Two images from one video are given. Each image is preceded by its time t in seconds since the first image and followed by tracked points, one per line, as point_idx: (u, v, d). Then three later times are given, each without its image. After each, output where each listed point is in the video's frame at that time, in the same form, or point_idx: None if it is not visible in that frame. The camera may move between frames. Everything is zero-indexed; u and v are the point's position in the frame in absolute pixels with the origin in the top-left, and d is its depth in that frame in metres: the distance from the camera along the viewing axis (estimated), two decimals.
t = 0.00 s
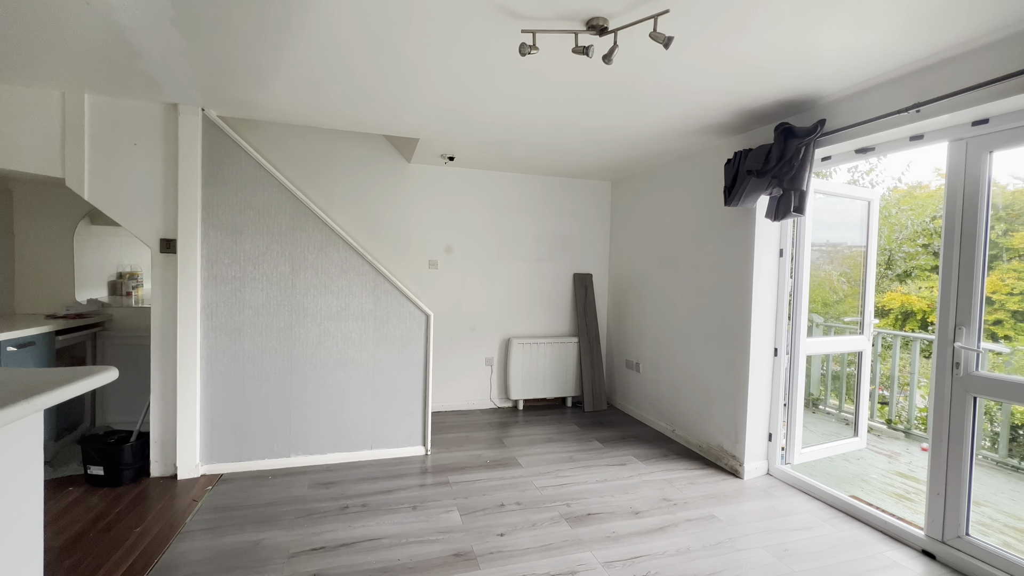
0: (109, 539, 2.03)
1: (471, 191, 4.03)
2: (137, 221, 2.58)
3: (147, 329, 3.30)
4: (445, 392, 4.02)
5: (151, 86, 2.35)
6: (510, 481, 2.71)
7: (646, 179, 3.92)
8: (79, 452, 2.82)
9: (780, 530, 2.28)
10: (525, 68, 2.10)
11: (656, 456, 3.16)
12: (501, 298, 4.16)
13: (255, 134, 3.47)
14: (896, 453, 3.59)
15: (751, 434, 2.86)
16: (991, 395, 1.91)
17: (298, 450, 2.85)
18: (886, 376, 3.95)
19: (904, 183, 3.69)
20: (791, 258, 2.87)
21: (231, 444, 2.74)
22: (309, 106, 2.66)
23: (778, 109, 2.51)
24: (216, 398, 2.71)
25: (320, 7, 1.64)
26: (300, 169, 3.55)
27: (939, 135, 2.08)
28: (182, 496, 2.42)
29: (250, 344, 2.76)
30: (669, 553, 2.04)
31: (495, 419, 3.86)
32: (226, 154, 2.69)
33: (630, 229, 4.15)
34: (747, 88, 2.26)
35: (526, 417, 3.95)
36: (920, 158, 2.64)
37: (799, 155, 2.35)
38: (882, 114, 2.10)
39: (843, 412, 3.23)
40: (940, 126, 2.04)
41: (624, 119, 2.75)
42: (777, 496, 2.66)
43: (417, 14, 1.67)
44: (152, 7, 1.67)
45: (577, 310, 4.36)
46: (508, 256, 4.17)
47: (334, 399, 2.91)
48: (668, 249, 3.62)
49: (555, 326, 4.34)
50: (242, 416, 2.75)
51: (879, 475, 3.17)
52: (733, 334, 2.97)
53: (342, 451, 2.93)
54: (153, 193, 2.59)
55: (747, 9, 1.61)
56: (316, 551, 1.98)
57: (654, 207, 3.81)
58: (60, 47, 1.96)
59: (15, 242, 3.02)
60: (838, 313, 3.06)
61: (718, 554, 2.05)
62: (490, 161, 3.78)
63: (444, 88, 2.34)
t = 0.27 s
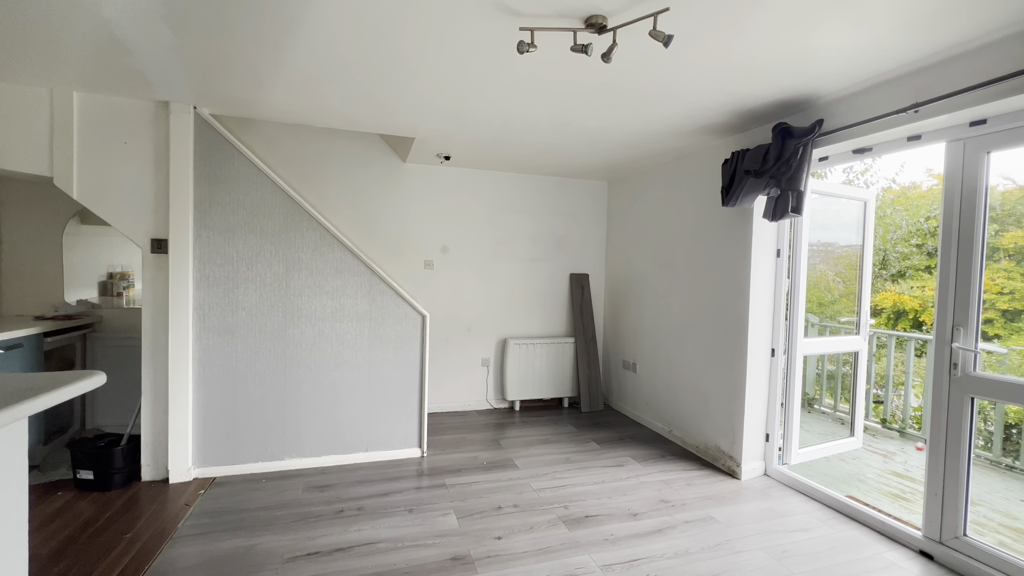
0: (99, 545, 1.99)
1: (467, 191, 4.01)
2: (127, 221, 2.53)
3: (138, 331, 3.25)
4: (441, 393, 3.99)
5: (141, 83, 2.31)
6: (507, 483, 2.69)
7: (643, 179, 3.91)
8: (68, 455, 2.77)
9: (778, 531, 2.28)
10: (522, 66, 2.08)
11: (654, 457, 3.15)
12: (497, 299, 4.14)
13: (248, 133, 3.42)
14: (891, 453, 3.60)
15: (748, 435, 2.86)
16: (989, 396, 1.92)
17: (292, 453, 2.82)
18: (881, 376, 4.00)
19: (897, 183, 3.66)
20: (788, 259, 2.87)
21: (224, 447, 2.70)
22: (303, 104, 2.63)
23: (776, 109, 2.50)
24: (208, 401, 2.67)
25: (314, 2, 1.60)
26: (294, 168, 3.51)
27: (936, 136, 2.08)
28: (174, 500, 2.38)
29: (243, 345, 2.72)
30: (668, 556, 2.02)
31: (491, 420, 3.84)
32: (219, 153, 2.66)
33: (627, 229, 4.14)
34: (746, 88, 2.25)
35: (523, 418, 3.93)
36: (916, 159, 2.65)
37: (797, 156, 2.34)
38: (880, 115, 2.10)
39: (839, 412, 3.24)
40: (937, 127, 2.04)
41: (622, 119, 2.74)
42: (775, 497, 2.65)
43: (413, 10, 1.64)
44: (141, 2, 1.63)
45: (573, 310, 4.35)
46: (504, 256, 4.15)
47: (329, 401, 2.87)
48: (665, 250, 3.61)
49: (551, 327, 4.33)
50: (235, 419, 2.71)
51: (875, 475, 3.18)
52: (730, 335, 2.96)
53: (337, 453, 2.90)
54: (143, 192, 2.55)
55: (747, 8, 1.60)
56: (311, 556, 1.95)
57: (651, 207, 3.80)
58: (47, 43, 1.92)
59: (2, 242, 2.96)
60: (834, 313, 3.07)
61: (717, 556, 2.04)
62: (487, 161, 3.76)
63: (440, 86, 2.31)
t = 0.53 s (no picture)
0: (85, 552, 1.95)
1: (462, 190, 3.98)
2: (114, 220, 2.48)
3: (126, 332, 3.19)
4: (435, 394, 3.96)
5: (128, 79, 2.26)
6: (502, 484, 2.66)
7: (638, 179, 3.91)
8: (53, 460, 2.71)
9: (774, 532, 2.28)
10: (518, 64, 2.06)
11: (649, 458, 3.14)
12: (493, 299, 4.12)
13: (239, 131, 3.37)
14: (884, 451, 3.62)
15: (743, 435, 2.86)
16: (984, 395, 1.92)
17: (284, 456, 2.78)
18: (873, 375, 4.01)
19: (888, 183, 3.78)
20: (783, 259, 2.87)
21: (215, 449, 2.65)
22: (296, 101, 2.59)
23: (771, 109, 2.50)
24: (198, 403, 2.62)
25: None
26: (286, 166, 3.47)
27: (931, 136, 2.08)
28: (163, 504, 2.33)
29: (234, 347, 2.67)
30: (665, 557, 2.01)
31: (486, 421, 3.81)
32: (209, 151, 2.61)
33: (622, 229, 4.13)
34: (742, 87, 2.25)
35: (518, 418, 3.91)
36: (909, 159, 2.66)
37: (792, 156, 2.34)
38: (876, 115, 2.10)
39: (833, 411, 3.25)
40: (932, 128, 2.05)
41: (617, 118, 2.72)
42: (770, 497, 2.65)
43: (407, 6, 1.61)
44: None
45: (568, 310, 4.33)
46: (499, 256, 4.13)
47: (322, 402, 2.84)
48: (660, 249, 3.61)
49: (546, 326, 4.31)
50: (226, 421, 2.67)
51: (868, 474, 3.20)
52: (725, 335, 2.96)
53: (330, 455, 2.86)
54: (131, 190, 2.50)
55: (745, 6, 1.59)
56: (303, 561, 1.92)
57: (646, 207, 3.79)
58: (30, 37, 1.87)
59: None
60: (828, 313, 3.08)
61: (714, 557, 2.03)
62: (481, 160, 3.73)
63: (435, 83, 2.28)
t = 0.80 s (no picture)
0: (68, 560, 1.89)
1: (455, 189, 3.95)
2: (98, 218, 2.41)
3: (111, 333, 3.11)
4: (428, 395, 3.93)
5: (112, 74, 2.20)
6: (497, 486, 2.64)
7: (631, 179, 3.90)
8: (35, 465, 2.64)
9: (768, 531, 2.28)
10: (513, 61, 2.03)
11: (644, 458, 3.13)
12: (486, 298, 4.09)
13: (228, 128, 3.31)
14: (874, 449, 3.66)
15: (737, 434, 2.86)
16: (979, 394, 1.93)
17: (274, 459, 2.73)
18: (863, 374, 4.05)
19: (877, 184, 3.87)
20: (776, 258, 2.88)
21: (203, 453, 2.60)
22: (286, 98, 2.54)
23: (766, 109, 2.50)
24: (186, 406, 2.57)
25: None
26: (276, 164, 3.41)
27: (923, 137, 2.10)
28: (149, 510, 2.27)
29: (223, 348, 2.62)
30: (661, 559, 2.00)
31: (479, 422, 3.79)
32: (197, 148, 2.55)
33: (615, 229, 4.12)
34: (737, 86, 2.24)
35: (511, 419, 3.88)
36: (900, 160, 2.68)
37: (786, 155, 2.34)
38: (869, 115, 2.11)
39: (825, 410, 3.27)
40: (924, 128, 2.06)
41: (612, 117, 2.71)
42: (764, 496, 2.66)
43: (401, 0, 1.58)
44: None
45: (562, 310, 4.32)
46: (492, 256, 4.10)
47: (313, 404, 2.79)
48: (654, 249, 3.60)
49: (540, 326, 4.29)
50: (214, 424, 2.62)
51: (860, 472, 3.22)
52: (719, 335, 2.96)
53: (322, 458, 2.82)
54: (116, 188, 2.44)
55: (742, 4, 1.58)
56: (294, 567, 1.88)
57: (640, 207, 3.79)
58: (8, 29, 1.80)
59: None
60: (820, 312, 3.10)
61: (710, 558, 2.03)
62: (474, 159, 3.71)
63: (428, 80, 2.25)
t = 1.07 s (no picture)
0: (46, 570, 1.83)
1: (446, 188, 3.92)
2: (78, 216, 2.34)
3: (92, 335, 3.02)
4: (419, 396, 3.89)
5: (93, 67, 2.13)
6: (489, 488, 2.62)
7: (623, 179, 3.90)
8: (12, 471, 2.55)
9: (760, 530, 2.29)
10: (507, 58, 2.01)
11: (636, 458, 3.13)
12: (478, 298, 4.07)
13: (213, 124, 3.24)
14: (862, 447, 3.70)
15: (729, 434, 2.87)
16: (966, 392, 1.96)
17: (262, 462, 2.68)
18: (849, 372, 4.10)
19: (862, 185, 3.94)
20: (767, 259, 2.89)
21: (188, 458, 2.54)
22: (274, 94, 2.49)
23: (757, 110, 2.51)
24: (170, 409, 2.50)
25: None
26: (263, 162, 3.35)
27: (912, 139, 2.12)
28: (132, 517, 2.21)
29: (208, 350, 2.56)
30: (655, 559, 2.00)
31: (471, 423, 3.76)
32: (182, 144, 2.49)
33: (607, 228, 4.12)
34: (730, 86, 2.24)
35: (503, 420, 3.86)
36: (888, 161, 2.71)
37: (778, 156, 2.35)
38: (860, 117, 2.13)
39: (814, 409, 3.30)
40: (913, 130, 2.09)
41: (605, 116, 2.70)
42: (755, 495, 2.67)
43: None
44: None
45: (554, 310, 4.31)
46: (483, 255, 4.07)
47: (303, 406, 2.74)
48: (645, 249, 3.61)
49: (531, 326, 4.27)
50: (200, 428, 2.55)
51: (848, 470, 3.26)
52: (711, 334, 2.97)
53: (311, 461, 2.77)
54: (97, 185, 2.36)
55: (738, 4, 1.57)
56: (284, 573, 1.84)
57: (631, 206, 3.79)
58: None
59: None
60: (810, 312, 3.12)
61: (704, 558, 2.03)
62: (465, 157, 3.68)
63: (420, 77, 2.21)
